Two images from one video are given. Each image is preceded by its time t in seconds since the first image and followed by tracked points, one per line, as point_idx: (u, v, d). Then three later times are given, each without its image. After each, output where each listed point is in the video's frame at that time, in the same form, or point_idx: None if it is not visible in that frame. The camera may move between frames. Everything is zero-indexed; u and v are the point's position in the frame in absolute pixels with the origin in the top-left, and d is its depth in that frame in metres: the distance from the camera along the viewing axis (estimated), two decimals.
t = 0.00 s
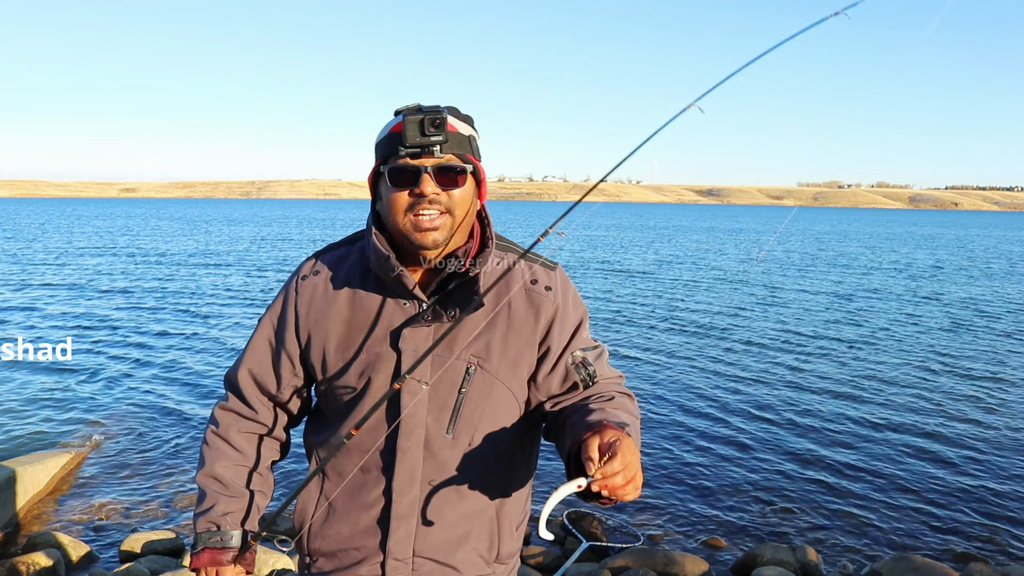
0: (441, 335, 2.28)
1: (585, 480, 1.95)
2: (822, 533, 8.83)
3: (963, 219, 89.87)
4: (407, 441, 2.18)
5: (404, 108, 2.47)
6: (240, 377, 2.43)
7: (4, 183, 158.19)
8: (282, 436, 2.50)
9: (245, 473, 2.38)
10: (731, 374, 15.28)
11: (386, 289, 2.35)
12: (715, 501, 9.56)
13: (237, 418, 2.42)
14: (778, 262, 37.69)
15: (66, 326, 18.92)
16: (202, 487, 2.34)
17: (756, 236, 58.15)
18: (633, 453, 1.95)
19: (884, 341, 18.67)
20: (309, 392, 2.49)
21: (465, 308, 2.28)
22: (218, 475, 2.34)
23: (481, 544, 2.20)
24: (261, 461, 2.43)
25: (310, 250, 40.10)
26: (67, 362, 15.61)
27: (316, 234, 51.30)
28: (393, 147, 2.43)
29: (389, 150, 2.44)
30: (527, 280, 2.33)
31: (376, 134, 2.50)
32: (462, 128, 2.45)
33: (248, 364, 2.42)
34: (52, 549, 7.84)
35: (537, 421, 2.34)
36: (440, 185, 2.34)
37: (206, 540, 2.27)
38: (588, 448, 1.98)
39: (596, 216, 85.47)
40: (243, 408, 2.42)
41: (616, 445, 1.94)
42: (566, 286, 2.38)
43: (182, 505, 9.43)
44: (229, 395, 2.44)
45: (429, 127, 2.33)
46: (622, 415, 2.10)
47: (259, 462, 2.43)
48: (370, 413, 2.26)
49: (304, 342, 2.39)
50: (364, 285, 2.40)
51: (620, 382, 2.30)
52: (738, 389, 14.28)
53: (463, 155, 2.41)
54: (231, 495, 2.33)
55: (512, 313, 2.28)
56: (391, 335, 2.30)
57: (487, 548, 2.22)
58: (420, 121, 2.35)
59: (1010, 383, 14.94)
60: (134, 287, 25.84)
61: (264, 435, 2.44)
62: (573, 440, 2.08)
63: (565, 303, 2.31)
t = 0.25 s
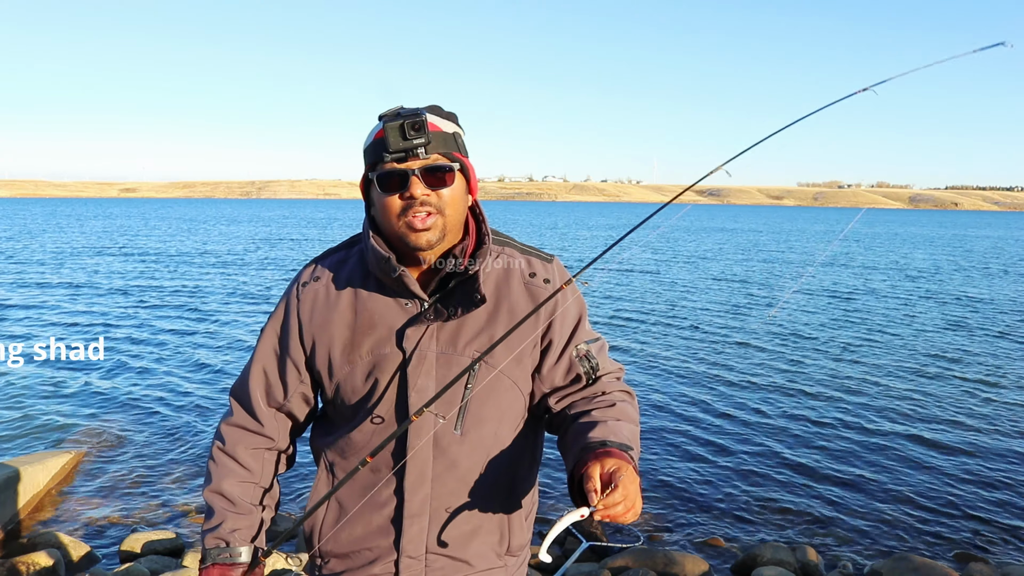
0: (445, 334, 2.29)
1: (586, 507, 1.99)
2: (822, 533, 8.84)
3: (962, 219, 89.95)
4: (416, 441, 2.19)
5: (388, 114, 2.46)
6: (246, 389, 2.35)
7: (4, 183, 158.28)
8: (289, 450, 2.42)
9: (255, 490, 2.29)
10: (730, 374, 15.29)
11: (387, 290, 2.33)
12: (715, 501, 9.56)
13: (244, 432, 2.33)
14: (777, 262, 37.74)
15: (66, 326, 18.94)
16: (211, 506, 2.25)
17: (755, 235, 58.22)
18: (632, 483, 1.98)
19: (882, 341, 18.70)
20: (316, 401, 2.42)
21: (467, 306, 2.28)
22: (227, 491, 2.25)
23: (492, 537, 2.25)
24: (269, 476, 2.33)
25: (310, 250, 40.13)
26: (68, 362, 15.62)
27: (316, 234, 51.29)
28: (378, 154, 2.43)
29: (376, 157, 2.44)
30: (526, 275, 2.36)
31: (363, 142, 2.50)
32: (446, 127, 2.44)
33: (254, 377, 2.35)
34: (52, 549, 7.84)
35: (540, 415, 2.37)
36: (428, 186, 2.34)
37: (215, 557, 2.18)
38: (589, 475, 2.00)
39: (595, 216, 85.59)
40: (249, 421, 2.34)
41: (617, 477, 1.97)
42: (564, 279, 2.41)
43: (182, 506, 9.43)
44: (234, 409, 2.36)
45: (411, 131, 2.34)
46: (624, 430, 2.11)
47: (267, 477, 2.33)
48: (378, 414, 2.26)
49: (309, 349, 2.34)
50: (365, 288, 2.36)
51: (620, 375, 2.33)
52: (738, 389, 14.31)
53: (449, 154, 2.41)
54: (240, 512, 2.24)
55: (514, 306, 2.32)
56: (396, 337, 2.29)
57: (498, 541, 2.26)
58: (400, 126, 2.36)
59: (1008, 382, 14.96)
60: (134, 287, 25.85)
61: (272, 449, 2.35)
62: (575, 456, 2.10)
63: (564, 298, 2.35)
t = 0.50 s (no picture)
0: (448, 332, 2.29)
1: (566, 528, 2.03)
2: (822, 533, 8.84)
3: (961, 220, 89.93)
4: (420, 440, 2.20)
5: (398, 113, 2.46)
6: (249, 389, 2.35)
7: (4, 183, 158.30)
8: (290, 450, 2.42)
9: (256, 491, 2.29)
10: (732, 374, 15.30)
11: (391, 288, 2.34)
12: (715, 501, 9.56)
13: (245, 434, 2.33)
14: (776, 262, 37.76)
15: (67, 326, 18.94)
16: (212, 508, 2.25)
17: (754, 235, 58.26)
18: (613, 513, 2.00)
19: (882, 341, 18.70)
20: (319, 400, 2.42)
21: (471, 305, 2.28)
22: (228, 493, 2.25)
23: (495, 536, 2.27)
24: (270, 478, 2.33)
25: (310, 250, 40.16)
26: (69, 362, 15.63)
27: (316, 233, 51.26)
28: (388, 150, 2.43)
29: (386, 153, 2.44)
30: (529, 276, 2.37)
31: (373, 138, 2.50)
32: (455, 127, 2.44)
33: (257, 376, 2.35)
34: (52, 549, 7.85)
35: (542, 414, 2.38)
36: (436, 185, 2.34)
37: (216, 559, 2.18)
38: (572, 498, 2.04)
39: (594, 216, 85.67)
40: (251, 422, 2.33)
41: (600, 503, 2.00)
42: (567, 279, 2.42)
43: (182, 505, 9.44)
44: (236, 410, 2.35)
45: (422, 129, 2.34)
46: (616, 453, 2.12)
47: (267, 479, 2.33)
48: (381, 413, 2.26)
49: (313, 348, 2.34)
50: (370, 287, 2.36)
51: (621, 379, 2.33)
52: (739, 388, 14.32)
53: (458, 154, 2.41)
54: (242, 514, 2.24)
55: (517, 305, 2.32)
56: (400, 336, 2.29)
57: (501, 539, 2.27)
58: (413, 124, 2.36)
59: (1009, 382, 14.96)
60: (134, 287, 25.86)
61: (273, 450, 2.34)
62: (562, 475, 2.11)
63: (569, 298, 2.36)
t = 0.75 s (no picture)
0: (451, 332, 2.29)
1: (565, 537, 2.06)
2: (822, 533, 8.84)
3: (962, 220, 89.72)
4: (421, 440, 2.20)
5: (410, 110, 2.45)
6: (250, 385, 2.34)
7: (4, 183, 158.17)
8: (290, 448, 2.41)
9: (255, 488, 2.28)
10: (732, 373, 15.30)
11: (395, 288, 2.34)
12: (716, 502, 9.55)
13: (245, 430, 2.32)
14: (776, 262, 37.73)
15: (68, 326, 18.94)
16: (211, 504, 2.24)
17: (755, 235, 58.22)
18: (611, 521, 2.03)
19: (882, 341, 18.70)
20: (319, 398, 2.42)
21: (474, 306, 2.29)
22: (227, 489, 2.24)
23: (494, 538, 2.27)
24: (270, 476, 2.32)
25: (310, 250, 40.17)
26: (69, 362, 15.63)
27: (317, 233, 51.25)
28: (399, 148, 2.42)
29: (396, 151, 2.43)
30: (533, 278, 2.36)
31: (384, 135, 2.49)
32: (466, 129, 2.44)
33: (259, 372, 2.34)
34: (52, 549, 7.85)
35: (542, 417, 2.39)
36: (444, 185, 2.33)
37: (213, 555, 2.17)
38: (571, 507, 2.06)
39: (595, 216, 85.70)
40: (251, 418, 2.32)
41: (598, 513, 2.03)
42: (569, 284, 2.42)
43: (182, 506, 9.44)
44: (236, 406, 2.34)
45: (435, 128, 2.34)
46: (616, 461, 2.13)
47: (267, 477, 2.32)
48: (382, 413, 2.26)
49: (316, 346, 2.33)
50: (374, 286, 2.36)
51: (622, 386, 2.33)
52: (740, 388, 14.32)
53: (468, 156, 2.40)
54: (240, 510, 2.23)
55: (520, 308, 2.32)
56: (403, 334, 2.29)
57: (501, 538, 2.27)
58: (425, 123, 2.35)
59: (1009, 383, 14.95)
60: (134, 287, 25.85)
61: (273, 447, 2.34)
62: (561, 482, 2.14)
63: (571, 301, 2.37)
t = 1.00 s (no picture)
0: (451, 332, 2.29)
1: (561, 544, 2.08)
2: (822, 533, 8.84)
3: (963, 220, 89.60)
4: (421, 440, 2.20)
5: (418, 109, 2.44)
6: (249, 384, 2.34)
7: (4, 183, 158.18)
8: (289, 447, 2.41)
9: (253, 488, 2.28)
10: (732, 373, 15.30)
11: (396, 288, 2.34)
12: (716, 502, 9.56)
13: (245, 428, 2.31)
14: (777, 262, 37.69)
15: (68, 326, 18.94)
16: (209, 502, 2.24)
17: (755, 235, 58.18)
18: (605, 530, 2.06)
19: (883, 342, 18.69)
20: (319, 397, 2.42)
21: (474, 307, 2.28)
22: (226, 488, 2.24)
23: (492, 540, 2.27)
24: (268, 475, 2.32)
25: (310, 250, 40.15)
26: (69, 362, 15.64)
27: (316, 233, 51.23)
28: (404, 146, 2.41)
29: (401, 149, 2.42)
30: (533, 279, 2.36)
31: (389, 133, 2.47)
32: (473, 131, 2.43)
33: (258, 370, 2.34)
34: (52, 549, 7.85)
35: (540, 418, 2.39)
36: (448, 186, 2.32)
37: (211, 554, 2.18)
38: (567, 515, 2.07)
39: (595, 216, 85.65)
40: (251, 417, 2.32)
41: (595, 522, 2.05)
42: (570, 285, 2.41)
43: (182, 506, 9.43)
44: (235, 403, 2.34)
45: (441, 129, 2.31)
46: (613, 468, 2.14)
47: (265, 476, 2.32)
48: (382, 412, 2.26)
49: (315, 345, 2.33)
50: (374, 285, 2.36)
51: (621, 390, 2.33)
52: (740, 388, 14.32)
53: (473, 158, 2.39)
54: (239, 509, 2.23)
55: (520, 309, 2.31)
56: (403, 335, 2.29)
57: (499, 540, 2.28)
58: (433, 122, 2.33)
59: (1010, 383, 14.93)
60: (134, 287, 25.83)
61: (272, 446, 2.34)
62: (557, 488, 2.15)
63: (570, 302, 2.38)
